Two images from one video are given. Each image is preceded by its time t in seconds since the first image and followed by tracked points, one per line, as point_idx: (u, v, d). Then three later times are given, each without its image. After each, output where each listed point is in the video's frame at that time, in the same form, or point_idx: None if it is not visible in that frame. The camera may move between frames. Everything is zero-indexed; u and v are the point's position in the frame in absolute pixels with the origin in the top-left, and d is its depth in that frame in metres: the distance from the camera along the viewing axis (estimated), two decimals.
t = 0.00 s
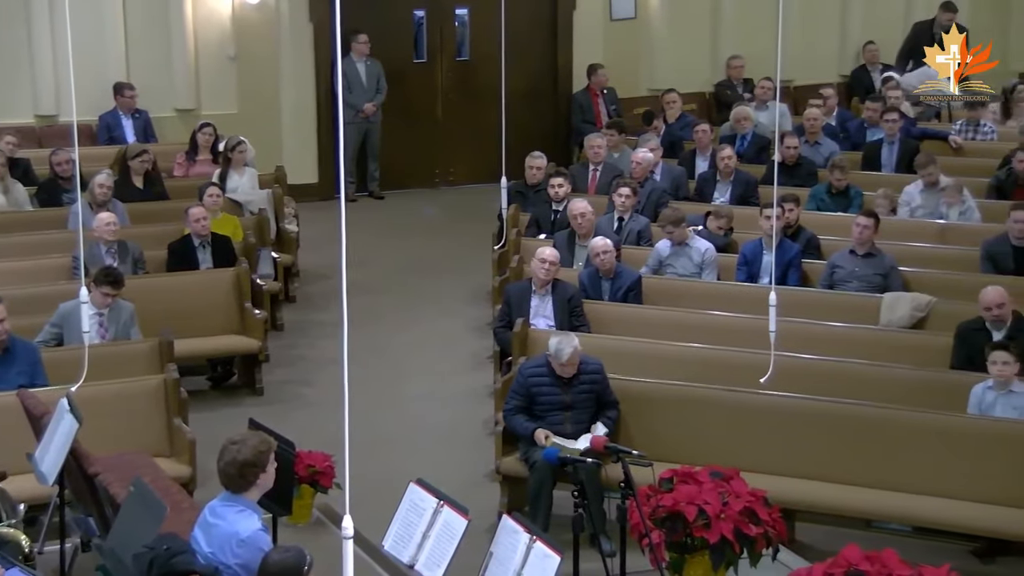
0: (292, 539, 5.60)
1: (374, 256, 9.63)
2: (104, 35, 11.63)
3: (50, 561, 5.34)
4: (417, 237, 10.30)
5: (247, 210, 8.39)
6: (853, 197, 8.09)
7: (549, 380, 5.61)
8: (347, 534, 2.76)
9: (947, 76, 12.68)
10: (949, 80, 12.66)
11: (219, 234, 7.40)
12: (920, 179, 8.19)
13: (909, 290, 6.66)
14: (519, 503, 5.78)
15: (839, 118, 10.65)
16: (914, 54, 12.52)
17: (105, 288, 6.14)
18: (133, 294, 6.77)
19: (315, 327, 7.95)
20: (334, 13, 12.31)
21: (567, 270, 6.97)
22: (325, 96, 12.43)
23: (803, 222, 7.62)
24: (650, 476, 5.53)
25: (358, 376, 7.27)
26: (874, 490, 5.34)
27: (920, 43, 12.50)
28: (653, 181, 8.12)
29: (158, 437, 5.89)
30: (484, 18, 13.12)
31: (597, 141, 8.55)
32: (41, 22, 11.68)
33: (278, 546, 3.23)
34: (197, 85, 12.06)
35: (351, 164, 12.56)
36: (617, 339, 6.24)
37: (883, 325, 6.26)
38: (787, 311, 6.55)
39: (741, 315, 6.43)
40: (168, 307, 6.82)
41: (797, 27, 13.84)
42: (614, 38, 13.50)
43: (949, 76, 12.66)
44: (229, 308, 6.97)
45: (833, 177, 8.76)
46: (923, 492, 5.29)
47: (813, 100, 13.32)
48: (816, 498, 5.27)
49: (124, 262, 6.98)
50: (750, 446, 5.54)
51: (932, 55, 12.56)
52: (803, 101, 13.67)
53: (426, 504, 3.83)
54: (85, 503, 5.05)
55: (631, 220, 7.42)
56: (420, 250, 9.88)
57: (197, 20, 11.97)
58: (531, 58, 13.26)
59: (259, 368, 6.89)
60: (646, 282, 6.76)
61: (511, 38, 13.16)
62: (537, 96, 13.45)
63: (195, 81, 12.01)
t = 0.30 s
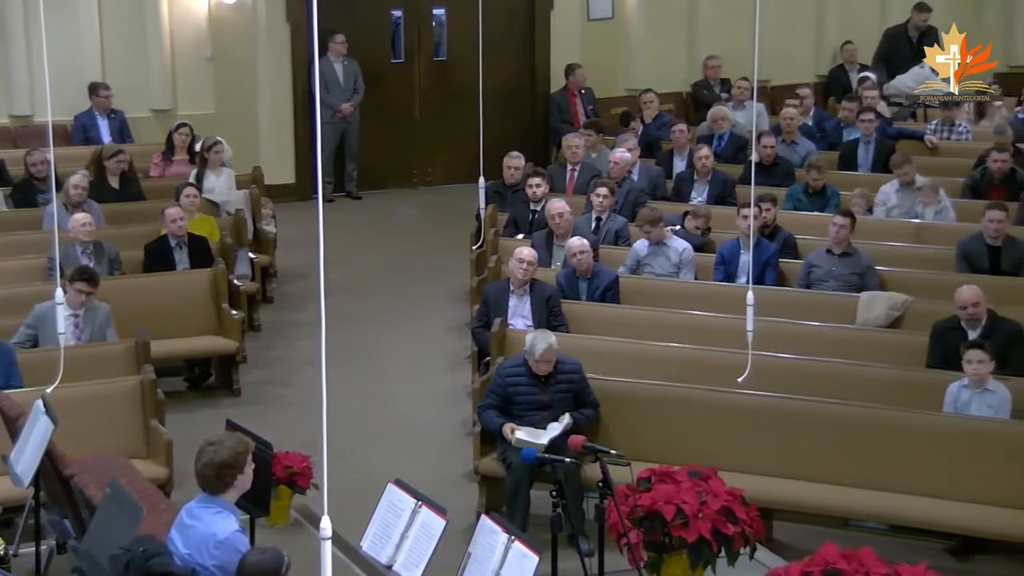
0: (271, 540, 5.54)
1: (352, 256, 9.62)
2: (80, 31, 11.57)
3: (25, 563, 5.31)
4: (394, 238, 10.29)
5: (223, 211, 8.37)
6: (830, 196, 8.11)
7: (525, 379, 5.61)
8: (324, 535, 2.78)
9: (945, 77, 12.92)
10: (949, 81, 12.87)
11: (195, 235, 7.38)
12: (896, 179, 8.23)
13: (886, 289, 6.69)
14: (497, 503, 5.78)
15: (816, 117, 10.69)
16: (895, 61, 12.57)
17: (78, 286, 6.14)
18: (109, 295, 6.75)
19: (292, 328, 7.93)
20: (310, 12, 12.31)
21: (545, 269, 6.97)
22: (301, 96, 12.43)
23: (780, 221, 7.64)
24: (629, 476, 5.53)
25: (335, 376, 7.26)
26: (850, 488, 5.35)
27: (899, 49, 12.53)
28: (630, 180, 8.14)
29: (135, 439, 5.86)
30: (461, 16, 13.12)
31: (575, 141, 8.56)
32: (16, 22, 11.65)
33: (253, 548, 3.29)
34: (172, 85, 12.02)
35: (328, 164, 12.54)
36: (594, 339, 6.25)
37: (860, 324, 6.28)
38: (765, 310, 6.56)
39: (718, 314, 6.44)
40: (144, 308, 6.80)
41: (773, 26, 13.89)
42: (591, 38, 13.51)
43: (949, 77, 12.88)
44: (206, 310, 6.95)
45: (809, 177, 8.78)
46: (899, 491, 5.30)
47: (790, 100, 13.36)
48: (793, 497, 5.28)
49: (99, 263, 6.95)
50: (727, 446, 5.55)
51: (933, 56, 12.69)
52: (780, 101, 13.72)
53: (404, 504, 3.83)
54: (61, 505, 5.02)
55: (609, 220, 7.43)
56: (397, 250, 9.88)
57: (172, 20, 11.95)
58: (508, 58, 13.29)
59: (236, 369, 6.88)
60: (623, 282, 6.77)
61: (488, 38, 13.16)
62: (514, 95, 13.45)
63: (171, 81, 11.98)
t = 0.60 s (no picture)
0: (249, 540, 5.52)
1: (330, 257, 9.60)
2: (53, 32, 11.48)
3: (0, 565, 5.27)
4: (372, 238, 10.27)
5: (200, 211, 8.35)
6: (806, 196, 8.14)
7: (502, 378, 5.61)
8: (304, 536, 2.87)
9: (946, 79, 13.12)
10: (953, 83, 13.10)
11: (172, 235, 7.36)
12: (872, 178, 8.27)
13: (862, 289, 6.72)
14: (475, 503, 5.77)
15: (792, 117, 10.72)
16: (878, 68, 12.59)
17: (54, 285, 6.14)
18: (85, 296, 6.73)
19: (270, 329, 7.91)
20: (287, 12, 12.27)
21: (523, 269, 6.97)
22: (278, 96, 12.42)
23: (758, 221, 7.66)
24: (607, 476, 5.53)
25: (313, 377, 7.24)
26: (828, 487, 5.36)
27: (883, 56, 12.55)
28: (608, 180, 8.15)
29: (111, 440, 5.82)
30: (439, 16, 13.10)
31: (552, 141, 8.56)
32: None
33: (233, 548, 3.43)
34: (148, 86, 11.96)
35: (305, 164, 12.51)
36: (572, 339, 6.26)
37: (837, 323, 6.30)
38: (743, 310, 6.58)
39: (696, 314, 6.45)
40: (121, 309, 6.77)
41: (750, 27, 13.92)
42: (568, 37, 13.51)
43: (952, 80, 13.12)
44: (183, 310, 6.93)
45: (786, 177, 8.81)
46: (876, 490, 5.32)
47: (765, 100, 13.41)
48: (770, 497, 5.29)
49: (75, 264, 6.92)
50: (704, 445, 5.56)
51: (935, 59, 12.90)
52: (756, 101, 13.76)
53: (383, 505, 3.82)
54: (37, 507, 4.99)
55: (587, 220, 7.44)
56: (374, 250, 9.86)
57: (148, 20, 11.90)
58: (484, 59, 13.30)
59: (214, 370, 6.86)
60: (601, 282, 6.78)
61: (465, 38, 13.15)
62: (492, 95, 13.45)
63: (146, 82, 11.93)
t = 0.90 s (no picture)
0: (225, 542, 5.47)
1: (308, 257, 9.58)
2: (27, 29, 11.39)
3: None
4: (350, 239, 10.25)
5: (177, 212, 8.33)
6: (783, 196, 8.16)
7: (483, 382, 5.57)
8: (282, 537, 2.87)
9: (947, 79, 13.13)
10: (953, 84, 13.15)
11: (149, 236, 7.33)
12: (849, 178, 8.31)
13: (840, 288, 6.74)
14: (454, 503, 5.76)
15: (769, 117, 10.74)
16: (871, 73, 12.70)
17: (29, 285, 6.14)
18: (60, 297, 6.70)
19: (248, 330, 7.89)
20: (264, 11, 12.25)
21: (501, 269, 6.97)
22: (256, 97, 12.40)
23: (736, 221, 7.68)
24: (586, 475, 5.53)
25: (291, 378, 7.23)
26: (805, 486, 5.37)
27: (875, 60, 12.66)
28: (586, 180, 8.16)
29: (87, 442, 5.79)
30: (417, 17, 13.10)
31: (530, 142, 8.57)
32: None
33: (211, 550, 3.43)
34: (125, 87, 11.90)
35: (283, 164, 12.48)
36: (550, 338, 6.26)
37: (814, 323, 6.32)
38: (720, 310, 6.59)
39: (675, 313, 6.46)
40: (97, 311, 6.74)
41: (727, 28, 13.95)
42: (546, 37, 13.50)
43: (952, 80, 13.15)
44: (160, 311, 6.91)
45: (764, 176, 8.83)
46: (854, 489, 5.33)
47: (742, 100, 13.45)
48: (748, 496, 5.30)
49: (51, 264, 6.90)
50: (681, 445, 5.56)
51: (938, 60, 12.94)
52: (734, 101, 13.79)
53: (361, 505, 3.81)
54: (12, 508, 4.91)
55: (565, 220, 7.45)
56: (352, 250, 9.85)
57: (124, 20, 11.85)
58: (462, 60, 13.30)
59: (191, 371, 6.84)
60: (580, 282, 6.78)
61: (443, 38, 13.15)
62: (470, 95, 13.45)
63: (122, 82, 11.86)
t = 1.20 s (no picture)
0: (202, 544, 5.46)
1: (285, 257, 9.56)
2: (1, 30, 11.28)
3: None
4: (328, 239, 10.24)
5: (154, 212, 8.30)
6: (761, 196, 8.18)
7: (462, 384, 5.56)
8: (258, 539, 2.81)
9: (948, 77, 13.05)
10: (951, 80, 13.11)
11: (126, 236, 7.31)
12: (827, 177, 8.33)
13: (817, 287, 6.76)
14: (432, 504, 5.76)
15: (746, 117, 10.77)
16: (859, 76, 12.72)
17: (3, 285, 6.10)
18: (36, 298, 6.67)
19: (226, 330, 7.87)
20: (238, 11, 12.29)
21: (479, 269, 6.97)
22: (233, 97, 12.42)
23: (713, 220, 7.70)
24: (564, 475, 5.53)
25: (269, 378, 7.21)
26: (782, 485, 5.38)
27: (863, 64, 12.68)
28: (564, 180, 8.17)
29: (64, 444, 5.77)
30: (393, 18, 13.08)
31: (508, 141, 8.57)
32: None
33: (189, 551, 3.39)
34: (100, 87, 11.83)
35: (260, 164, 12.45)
36: (528, 338, 6.26)
37: (791, 322, 6.33)
38: (699, 309, 6.60)
39: (653, 313, 6.47)
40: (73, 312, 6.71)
41: (705, 29, 13.96)
42: (524, 38, 13.49)
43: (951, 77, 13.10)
44: (137, 312, 6.88)
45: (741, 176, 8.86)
46: (832, 487, 5.34)
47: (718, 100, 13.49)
48: (726, 495, 5.31)
49: (26, 265, 6.87)
50: (659, 444, 5.57)
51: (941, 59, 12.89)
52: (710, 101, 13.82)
53: (339, 506, 3.80)
54: None
55: (543, 220, 7.45)
56: (329, 251, 9.83)
57: (99, 21, 11.78)
58: (439, 61, 13.30)
59: (168, 372, 6.82)
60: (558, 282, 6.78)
61: (419, 39, 13.16)
62: (446, 96, 13.45)
63: (98, 82, 11.79)
